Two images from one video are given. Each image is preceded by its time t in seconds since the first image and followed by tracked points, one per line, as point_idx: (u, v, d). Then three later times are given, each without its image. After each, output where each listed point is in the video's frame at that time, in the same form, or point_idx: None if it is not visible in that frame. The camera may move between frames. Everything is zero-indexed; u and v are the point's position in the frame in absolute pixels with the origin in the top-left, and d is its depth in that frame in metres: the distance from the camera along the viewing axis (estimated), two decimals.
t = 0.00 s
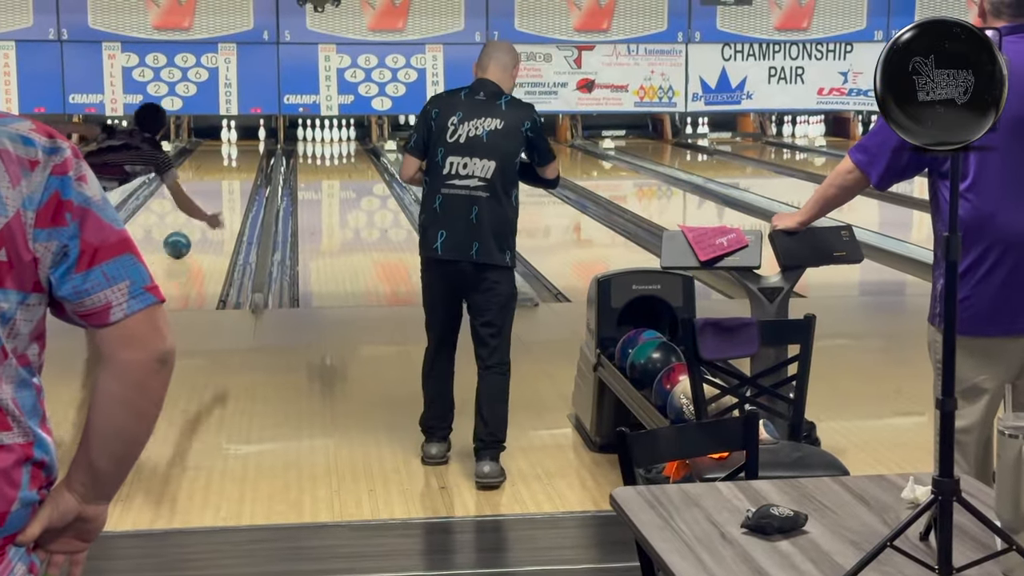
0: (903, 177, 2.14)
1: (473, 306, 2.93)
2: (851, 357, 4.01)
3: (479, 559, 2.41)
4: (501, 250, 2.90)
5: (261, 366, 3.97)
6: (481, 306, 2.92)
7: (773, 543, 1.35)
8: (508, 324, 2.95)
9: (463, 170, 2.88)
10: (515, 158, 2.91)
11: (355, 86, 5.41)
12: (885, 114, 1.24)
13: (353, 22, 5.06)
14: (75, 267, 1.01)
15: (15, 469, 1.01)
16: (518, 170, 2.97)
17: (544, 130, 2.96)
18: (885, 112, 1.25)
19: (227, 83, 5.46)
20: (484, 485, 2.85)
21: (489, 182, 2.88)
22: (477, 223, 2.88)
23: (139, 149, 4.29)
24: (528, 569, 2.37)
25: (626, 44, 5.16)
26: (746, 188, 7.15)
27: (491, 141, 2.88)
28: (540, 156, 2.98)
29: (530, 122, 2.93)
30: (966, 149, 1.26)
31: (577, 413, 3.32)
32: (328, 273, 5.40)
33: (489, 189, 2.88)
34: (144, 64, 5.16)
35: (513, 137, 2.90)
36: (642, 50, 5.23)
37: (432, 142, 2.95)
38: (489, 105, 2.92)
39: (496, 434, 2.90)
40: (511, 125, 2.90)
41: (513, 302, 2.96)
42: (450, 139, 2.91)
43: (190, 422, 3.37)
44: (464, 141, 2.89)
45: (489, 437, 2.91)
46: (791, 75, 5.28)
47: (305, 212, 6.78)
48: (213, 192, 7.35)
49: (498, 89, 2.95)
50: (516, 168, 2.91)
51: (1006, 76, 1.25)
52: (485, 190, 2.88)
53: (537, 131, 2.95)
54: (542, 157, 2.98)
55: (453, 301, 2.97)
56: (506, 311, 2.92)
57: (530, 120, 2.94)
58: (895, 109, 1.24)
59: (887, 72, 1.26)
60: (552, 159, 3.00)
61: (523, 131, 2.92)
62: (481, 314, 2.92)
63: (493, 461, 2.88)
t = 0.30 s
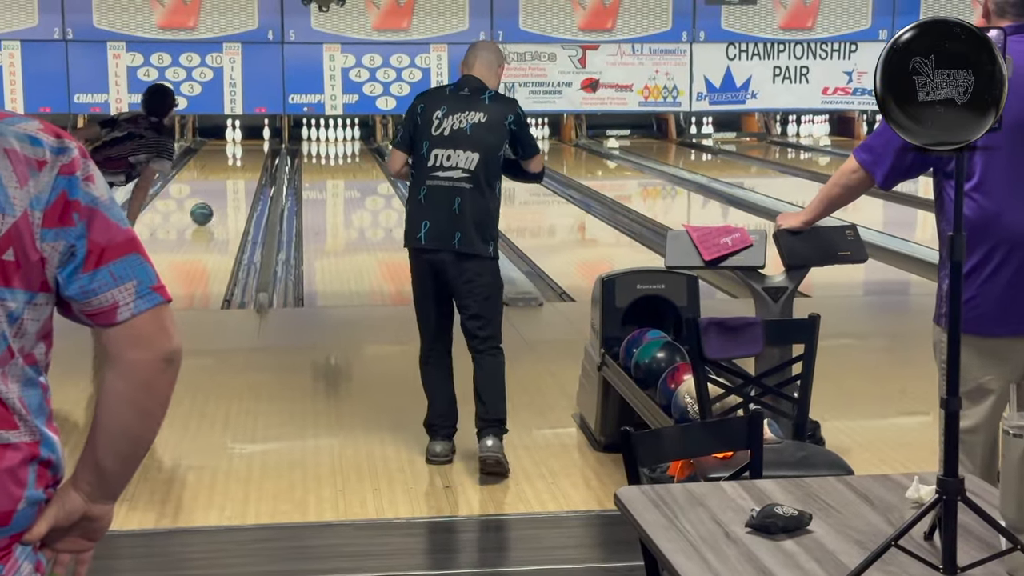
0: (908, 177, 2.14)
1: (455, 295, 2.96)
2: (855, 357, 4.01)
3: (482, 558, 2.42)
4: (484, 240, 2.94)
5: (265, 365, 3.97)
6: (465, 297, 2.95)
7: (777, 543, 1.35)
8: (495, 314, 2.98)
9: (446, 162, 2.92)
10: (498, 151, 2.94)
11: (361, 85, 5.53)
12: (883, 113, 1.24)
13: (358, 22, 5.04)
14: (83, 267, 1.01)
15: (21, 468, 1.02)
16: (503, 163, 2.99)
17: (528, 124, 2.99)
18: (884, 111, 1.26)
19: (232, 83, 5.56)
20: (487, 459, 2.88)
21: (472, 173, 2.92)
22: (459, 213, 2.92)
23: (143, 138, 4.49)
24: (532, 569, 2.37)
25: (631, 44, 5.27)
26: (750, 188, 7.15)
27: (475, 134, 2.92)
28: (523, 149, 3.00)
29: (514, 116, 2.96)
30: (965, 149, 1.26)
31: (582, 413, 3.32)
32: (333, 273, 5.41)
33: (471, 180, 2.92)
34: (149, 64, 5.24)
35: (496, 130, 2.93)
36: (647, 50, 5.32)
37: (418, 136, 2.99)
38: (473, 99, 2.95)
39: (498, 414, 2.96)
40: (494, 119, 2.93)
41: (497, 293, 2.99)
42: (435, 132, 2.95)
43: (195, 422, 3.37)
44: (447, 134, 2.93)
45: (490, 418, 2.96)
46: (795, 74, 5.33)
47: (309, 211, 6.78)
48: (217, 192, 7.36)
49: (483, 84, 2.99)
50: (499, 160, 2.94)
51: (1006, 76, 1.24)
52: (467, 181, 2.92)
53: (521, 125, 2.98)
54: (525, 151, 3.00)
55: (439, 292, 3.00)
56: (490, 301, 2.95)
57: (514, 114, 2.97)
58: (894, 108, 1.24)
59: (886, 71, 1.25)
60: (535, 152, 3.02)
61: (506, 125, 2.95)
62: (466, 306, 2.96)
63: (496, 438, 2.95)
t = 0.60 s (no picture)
0: (912, 174, 2.14)
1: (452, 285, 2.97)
2: (859, 353, 4.01)
3: (486, 554, 2.42)
4: (481, 230, 2.94)
5: (270, 362, 3.98)
6: (462, 287, 2.95)
7: (782, 538, 1.35)
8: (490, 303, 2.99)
9: (441, 155, 2.93)
10: (491, 141, 2.95)
11: (363, 82, 5.56)
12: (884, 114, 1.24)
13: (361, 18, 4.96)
14: (88, 265, 1.01)
15: (27, 464, 1.02)
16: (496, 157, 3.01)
17: (520, 115, 3.00)
18: (884, 111, 1.25)
19: (236, 80, 5.59)
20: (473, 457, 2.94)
21: (468, 164, 2.93)
22: (456, 203, 2.92)
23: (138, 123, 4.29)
24: (535, 565, 2.37)
25: (634, 40, 5.17)
26: (754, 183, 7.15)
27: (468, 125, 2.93)
28: (517, 142, 3.00)
29: (505, 107, 2.98)
30: (966, 149, 1.25)
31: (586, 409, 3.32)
32: (336, 269, 5.41)
33: (467, 171, 2.94)
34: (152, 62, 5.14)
35: (489, 121, 2.95)
36: (650, 46, 5.24)
37: (412, 131, 3.00)
38: (465, 92, 2.97)
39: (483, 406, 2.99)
40: (487, 110, 2.95)
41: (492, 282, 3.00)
42: (428, 125, 2.95)
43: (199, 418, 3.38)
44: (441, 126, 2.94)
45: (475, 409, 2.99)
46: (799, 70, 5.21)
47: (312, 208, 6.79)
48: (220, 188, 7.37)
49: (472, 78, 3.00)
50: (492, 150, 2.96)
51: (1006, 76, 1.23)
52: (463, 172, 2.93)
53: (513, 116, 2.99)
54: (518, 143, 3.01)
55: (436, 283, 3.00)
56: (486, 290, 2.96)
57: (505, 106, 2.99)
58: (894, 108, 1.24)
59: (886, 73, 1.25)
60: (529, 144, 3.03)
61: (498, 116, 2.96)
62: (464, 296, 2.96)
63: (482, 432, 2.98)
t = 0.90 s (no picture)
0: (914, 166, 2.14)
1: (453, 278, 2.96)
2: (862, 346, 4.01)
3: (488, 547, 2.42)
4: (484, 222, 2.94)
5: (272, 356, 3.98)
6: (463, 281, 2.94)
7: (784, 529, 1.35)
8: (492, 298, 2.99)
9: (444, 147, 2.93)
10: (493, 134, 2.95)
11: (366, 75, 5.56)
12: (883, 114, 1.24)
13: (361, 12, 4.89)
14: (90, 260, 1.01)
15: (31, 457, 1.02)
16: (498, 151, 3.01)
17: (521, 108, 3.00)
18: (884, 111, 1.25)
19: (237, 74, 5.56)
20: (465, 457, 2.98)
21: (471, 156, 2.93)
22: (459, 196, 2.92)
23: (131, 107, 4.25)
24: (537, 557, 2.37)
25: (637, 33, 5.13)
26: (756, 176, 7.14)
27: (471, 118, 2.93)
28: (517, 135, 3.00)
29: (507, 100, 2.98)
30: (967, 150, 1.24)
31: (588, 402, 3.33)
32: (339, 263, 5.41)
33: (470, 163, 2.94)
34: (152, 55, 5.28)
35: (491, 113, 2.95)
36: (652, 38, 5.18)
37: (414, 125, 2.99)
38: (466, 85, 2.97)
39: (476, 408, 3.02)
40: (489, 103, 2.95)
41: (495, 275, 2.99)
42: (431, 119, 2.95)
43: (201, 412, 3.38)
44: (444, 120, 2.94)
45: (468, 410, 3.01)
46: (801, 63, 5.25)
47: (314, 201, 6.79)
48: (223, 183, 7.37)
49: (474, 71, 3.00)
50: (495, 143, 2.96)
51: (1006, 76, 1.23)
52: (466, 164, 2.93)
53: (515, 109, 2.99)
54: (520, 136, 3.00)
55: (439, 276, 3.00)
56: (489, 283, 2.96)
57: (506, 99, 2.99)
58: (894, 109, 1.23)
59: (885, 72, 1.25)
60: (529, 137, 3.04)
61: (500, 109, 2.96)
62: (466, 290, 2.95)
63: (475, 434, 3.01)
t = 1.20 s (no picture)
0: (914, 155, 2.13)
1: (457, 271, 2.96)
2: (864, 336, 4.01)
3: (491, 538, 2.42)
4: (488, 215, 2.94)
5: (273, 348, 3.98)
6: (468, 273, 2.95)
7: (785, 520, 1.36)
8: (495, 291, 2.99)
9: (450, 139, 2.93)
10: (499, 126, 2.95)
11: (366, 67, 5.49)
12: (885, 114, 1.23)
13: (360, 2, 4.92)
14: (91, 259, 1.01)
15: (31, 448, 1.02)
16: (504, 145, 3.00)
17: (526, 101, 3.00)
18: (885, 113, 1.24)
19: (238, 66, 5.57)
20: (466, 451, 2.99)
21: (476, 149, 2.93)
22: (464, 188, 2.92)
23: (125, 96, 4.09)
24: (538, 548, 2.38)
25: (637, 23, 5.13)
26: (757, 167, 7.13)
27: (477, 110, 2.93)
28: (518, 130, 2.99)
29: (512, 93, 2.97)
30: (967, 149, 1.24)
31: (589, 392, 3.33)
32: (340, 255, 5.41)
33: (476, 155, 2.93)
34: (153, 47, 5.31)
35: (497, 107, 2.95)
36: (652, 29, 5.19)
37: (419, 116, 2.99)
38: (473, 77, 2.96)
39: (478, 403, 3.01)
40: (495, 96, 2.95)
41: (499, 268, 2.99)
42: (437, 110, 2.95)
43: (203, 405, 3.38)
44: (450, 112, 2.94)
45: (470, 407, 3.01)
46: (802, 53, 5.22)
47: (315, 193, 6.79)
48: (224, 175, 7.37)
49: (480, 63, 3.00)
50: (502, 136, 2.96)
51: (1006, 75, 1.23)
52: (472, 156, 2.93)
53: (520, 102, 2.99)
54: (521, 131, 2.99)
55: (443, 268, 3.00)
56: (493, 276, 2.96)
57: (512, 91, 2.98)
58: (895, 109, 1.23)
59: (887, 73, 1.23)
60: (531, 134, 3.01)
61: (506, 101, 2.96)
62: (469, 283, 2.96)
63: (476, 430, 3.01)
